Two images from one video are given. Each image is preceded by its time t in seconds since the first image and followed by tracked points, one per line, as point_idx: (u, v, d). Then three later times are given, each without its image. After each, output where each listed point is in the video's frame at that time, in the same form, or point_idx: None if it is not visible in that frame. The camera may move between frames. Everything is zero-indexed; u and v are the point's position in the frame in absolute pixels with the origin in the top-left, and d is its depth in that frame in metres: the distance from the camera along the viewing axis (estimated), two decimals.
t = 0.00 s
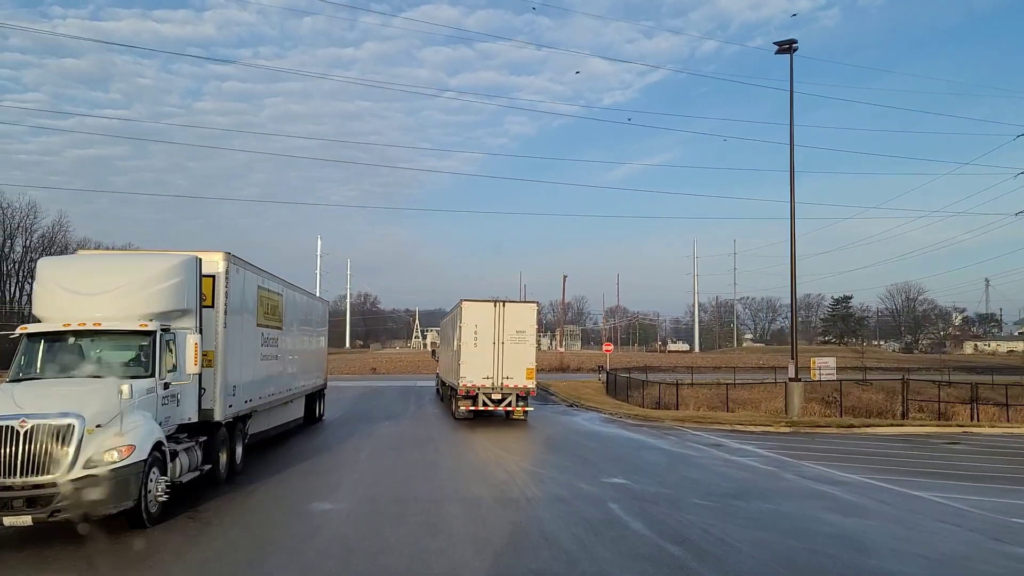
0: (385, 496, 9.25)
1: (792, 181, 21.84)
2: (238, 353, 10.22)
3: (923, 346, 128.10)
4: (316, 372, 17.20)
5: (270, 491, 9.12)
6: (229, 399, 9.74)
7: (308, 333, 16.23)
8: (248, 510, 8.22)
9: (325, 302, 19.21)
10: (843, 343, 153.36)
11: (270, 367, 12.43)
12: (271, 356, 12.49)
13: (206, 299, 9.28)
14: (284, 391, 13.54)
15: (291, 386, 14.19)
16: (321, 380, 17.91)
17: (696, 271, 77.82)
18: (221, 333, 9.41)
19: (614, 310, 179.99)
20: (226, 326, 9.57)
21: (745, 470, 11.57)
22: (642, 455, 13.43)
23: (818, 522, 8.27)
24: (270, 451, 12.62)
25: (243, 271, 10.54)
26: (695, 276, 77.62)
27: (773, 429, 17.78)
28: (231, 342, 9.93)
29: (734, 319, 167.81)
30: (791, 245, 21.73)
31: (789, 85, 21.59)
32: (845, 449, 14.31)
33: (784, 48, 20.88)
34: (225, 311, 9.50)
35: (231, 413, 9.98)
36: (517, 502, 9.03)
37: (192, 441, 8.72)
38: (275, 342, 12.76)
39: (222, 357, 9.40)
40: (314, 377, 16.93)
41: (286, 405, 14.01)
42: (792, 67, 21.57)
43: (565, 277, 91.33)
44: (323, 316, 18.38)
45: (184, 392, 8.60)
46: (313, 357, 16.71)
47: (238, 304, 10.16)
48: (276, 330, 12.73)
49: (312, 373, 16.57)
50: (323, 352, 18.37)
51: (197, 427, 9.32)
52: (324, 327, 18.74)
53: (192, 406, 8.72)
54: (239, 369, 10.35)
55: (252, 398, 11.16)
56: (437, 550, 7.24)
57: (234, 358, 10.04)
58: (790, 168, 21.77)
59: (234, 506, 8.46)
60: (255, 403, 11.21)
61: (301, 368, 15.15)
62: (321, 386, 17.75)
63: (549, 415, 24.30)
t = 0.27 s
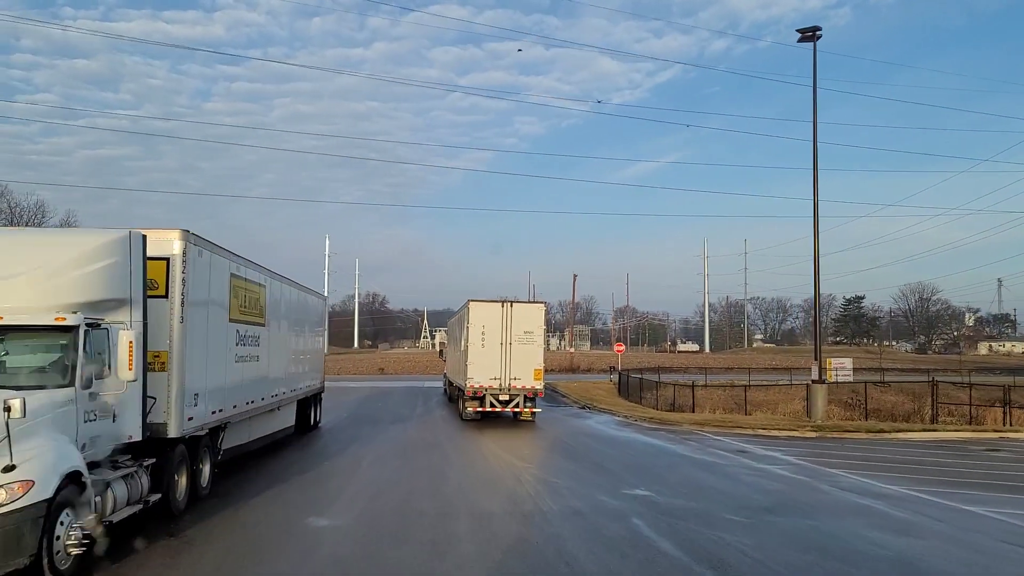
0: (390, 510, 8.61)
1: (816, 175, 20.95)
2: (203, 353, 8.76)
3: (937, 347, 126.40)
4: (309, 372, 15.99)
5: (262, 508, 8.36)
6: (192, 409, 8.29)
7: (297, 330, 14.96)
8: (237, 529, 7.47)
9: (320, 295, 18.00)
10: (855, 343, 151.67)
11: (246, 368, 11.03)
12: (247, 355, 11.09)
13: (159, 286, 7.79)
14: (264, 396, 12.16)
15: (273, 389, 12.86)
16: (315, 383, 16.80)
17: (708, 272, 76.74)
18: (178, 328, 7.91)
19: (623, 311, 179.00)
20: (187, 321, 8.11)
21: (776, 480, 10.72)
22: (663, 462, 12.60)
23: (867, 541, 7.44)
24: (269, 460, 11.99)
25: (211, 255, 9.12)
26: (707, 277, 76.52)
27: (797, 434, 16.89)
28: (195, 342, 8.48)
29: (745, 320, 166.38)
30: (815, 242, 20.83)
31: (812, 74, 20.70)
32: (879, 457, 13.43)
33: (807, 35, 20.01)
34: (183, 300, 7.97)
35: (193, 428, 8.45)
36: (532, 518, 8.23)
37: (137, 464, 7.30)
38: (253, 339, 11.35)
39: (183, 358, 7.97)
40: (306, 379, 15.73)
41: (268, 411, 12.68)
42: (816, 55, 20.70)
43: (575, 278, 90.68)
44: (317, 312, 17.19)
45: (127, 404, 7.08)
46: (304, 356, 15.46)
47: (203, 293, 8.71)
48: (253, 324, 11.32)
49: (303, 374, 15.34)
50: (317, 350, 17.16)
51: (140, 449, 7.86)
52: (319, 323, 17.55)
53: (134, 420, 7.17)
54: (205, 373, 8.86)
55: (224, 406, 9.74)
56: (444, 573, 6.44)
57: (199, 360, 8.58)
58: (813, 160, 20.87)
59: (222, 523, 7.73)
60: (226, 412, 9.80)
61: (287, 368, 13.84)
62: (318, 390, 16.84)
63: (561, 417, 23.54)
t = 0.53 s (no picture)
0: (391, 527, 7.88)
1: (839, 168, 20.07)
2: (141, 359, 7.08)
3: (950, 347, 124.75)
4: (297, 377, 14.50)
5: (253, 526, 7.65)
6: (123, 429, 6.62)
7: (281, 330, 13.44)
8: (223, 551, 6.76)
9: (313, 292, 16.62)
10: (867, 344, 150.04)
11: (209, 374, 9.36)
12: (211, 359, 9.46)
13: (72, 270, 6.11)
14: (236, 405, 10.57)
15: (249, 397, 11.27)
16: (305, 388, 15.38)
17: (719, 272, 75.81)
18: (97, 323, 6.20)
19: (632, 311, 178.00)
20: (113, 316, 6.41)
21: (810, 492, 9.91)
22: (684, 470, 11.79)
23: (926, 566, 6.62)
24: (265, 472, 11.33)
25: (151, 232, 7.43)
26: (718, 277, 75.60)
27: (823, 440, 16.02)
28: (128, 342, 6.79)
29: (755, 320, 165.04)
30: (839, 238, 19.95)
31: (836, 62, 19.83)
32: (914, 465, 12.58)
33: (831, 22, 19.15)
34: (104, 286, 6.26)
35: (129, 452, 6.80)
36: (548, 537, 7.45)
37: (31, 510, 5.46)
38: (219, 340, 9.71)
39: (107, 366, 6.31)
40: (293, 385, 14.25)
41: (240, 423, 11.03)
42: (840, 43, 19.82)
43: (583, 277, 89.71)
44: (309, 311, 15.73)
45: (11, 423, 5.33)
46: (290, 358, 13.95)
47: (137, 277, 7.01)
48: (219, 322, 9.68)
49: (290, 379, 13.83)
50: (309, 352, 15.70)
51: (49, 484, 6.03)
52: (311, 323, 16.10)
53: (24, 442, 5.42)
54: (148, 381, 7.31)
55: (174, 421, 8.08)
56: None
57: (135, 365, 6.98)
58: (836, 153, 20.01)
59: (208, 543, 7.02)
60: (178, 428, 8.14)
61: (269, 373, 12.28)
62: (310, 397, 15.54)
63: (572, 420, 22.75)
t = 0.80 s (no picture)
0: (390, 546, 7.16)
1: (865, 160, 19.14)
2: (21, 370, 5.38)
3: (964, 348, 123.34)
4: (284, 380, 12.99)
5: (238, 550, 6.99)
6: None
7: (262, 326, 11.86)
8: None
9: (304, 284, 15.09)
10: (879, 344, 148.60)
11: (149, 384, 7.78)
12: (151, 363, 7.82)
13: None
14: (195, 416, 9.05)
15: (215, 405, 9.75)
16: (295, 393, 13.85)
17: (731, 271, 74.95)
18: None
19: (641, 311, 177.15)
20: None
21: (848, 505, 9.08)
22: (707, 479, 11.00)
23: None
24: (261, 482, 10.67)
25: (41, 202, 5.78)
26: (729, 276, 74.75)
27: (852, 444, 15.12)
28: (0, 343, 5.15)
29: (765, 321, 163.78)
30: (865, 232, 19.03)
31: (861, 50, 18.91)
32: (955, 474, 11.69)
33: (856, 7, 18.20)
34: None
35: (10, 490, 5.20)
36: (562, 558, 6.72)
37: None
38: (164, 344, 8.11)
39: None
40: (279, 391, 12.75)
41: (202, 440, 9.49)
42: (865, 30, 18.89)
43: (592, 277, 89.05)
44: (299, 306, 14.18)
45: None
46: (274, 360, 12.44)
47: (16, 262, 5.37)
48: (162, 321, 8.07)
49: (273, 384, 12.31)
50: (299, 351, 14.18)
51: None
52: (301, 320, 14.55)
53: None
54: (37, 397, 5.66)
55: (89, 446, 6.49)
56: None
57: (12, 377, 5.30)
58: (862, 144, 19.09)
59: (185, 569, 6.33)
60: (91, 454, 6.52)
61: (241, 375, 10.73)
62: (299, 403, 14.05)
63: (584, 422, 21.97)
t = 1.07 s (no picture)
0: (392, 569, 6.43)
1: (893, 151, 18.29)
2: None
3: (975, 348, 121.87)
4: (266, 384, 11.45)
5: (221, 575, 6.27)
6: None
7: (248, 322, 10.72)
8: None
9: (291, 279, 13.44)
10: (889, 344, 147.10)
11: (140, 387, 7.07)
12: (124, 364, 6.70)
13: None
14: (176, 423, 7.95)
15: (198, 411, 8.63)
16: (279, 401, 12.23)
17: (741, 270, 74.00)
18: None
19: (648, 310, 176.11)
20: None
21: (893, 521, 8.30)
22: (734, 489, 10.23)
23: None
24: (254, 492, 9.96)
25: None
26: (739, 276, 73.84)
27: (881, 450, 14.32)
28: None
29: (774, 321, 162.55)
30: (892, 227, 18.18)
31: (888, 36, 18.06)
32: (999, 484, 10.89)
33: None
34: None
35: None
36: None
37: None
38: (155, 341, 7.40)
39: None
40: (260, 397, 11.17)
41: (185, 449, 8.39)
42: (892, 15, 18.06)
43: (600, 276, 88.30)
44: (283, 300, 12.54)
45: None
46: (255, 362, 10.98)
47: None
48: (147, 316, 7.20)
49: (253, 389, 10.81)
50: (285, 352, 12.65)
51: None
52: (288, 317, 12.92)
53: None
54: None
55: (54, 461, 5.52)
56: None
57: None
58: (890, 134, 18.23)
59: None
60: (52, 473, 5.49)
61: (226, 377, 9.61)
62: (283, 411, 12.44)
63: (595, 424, 21.21)
